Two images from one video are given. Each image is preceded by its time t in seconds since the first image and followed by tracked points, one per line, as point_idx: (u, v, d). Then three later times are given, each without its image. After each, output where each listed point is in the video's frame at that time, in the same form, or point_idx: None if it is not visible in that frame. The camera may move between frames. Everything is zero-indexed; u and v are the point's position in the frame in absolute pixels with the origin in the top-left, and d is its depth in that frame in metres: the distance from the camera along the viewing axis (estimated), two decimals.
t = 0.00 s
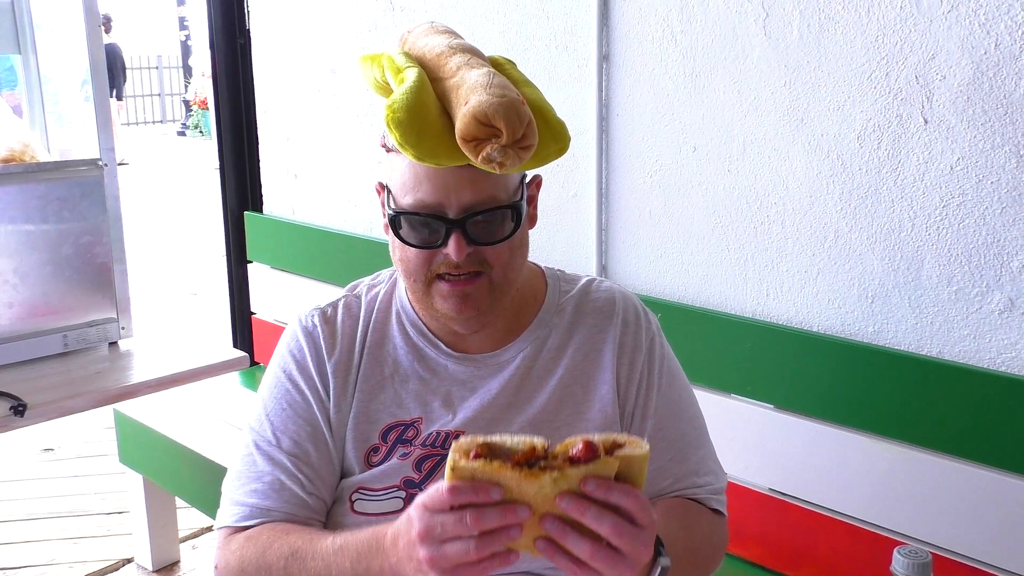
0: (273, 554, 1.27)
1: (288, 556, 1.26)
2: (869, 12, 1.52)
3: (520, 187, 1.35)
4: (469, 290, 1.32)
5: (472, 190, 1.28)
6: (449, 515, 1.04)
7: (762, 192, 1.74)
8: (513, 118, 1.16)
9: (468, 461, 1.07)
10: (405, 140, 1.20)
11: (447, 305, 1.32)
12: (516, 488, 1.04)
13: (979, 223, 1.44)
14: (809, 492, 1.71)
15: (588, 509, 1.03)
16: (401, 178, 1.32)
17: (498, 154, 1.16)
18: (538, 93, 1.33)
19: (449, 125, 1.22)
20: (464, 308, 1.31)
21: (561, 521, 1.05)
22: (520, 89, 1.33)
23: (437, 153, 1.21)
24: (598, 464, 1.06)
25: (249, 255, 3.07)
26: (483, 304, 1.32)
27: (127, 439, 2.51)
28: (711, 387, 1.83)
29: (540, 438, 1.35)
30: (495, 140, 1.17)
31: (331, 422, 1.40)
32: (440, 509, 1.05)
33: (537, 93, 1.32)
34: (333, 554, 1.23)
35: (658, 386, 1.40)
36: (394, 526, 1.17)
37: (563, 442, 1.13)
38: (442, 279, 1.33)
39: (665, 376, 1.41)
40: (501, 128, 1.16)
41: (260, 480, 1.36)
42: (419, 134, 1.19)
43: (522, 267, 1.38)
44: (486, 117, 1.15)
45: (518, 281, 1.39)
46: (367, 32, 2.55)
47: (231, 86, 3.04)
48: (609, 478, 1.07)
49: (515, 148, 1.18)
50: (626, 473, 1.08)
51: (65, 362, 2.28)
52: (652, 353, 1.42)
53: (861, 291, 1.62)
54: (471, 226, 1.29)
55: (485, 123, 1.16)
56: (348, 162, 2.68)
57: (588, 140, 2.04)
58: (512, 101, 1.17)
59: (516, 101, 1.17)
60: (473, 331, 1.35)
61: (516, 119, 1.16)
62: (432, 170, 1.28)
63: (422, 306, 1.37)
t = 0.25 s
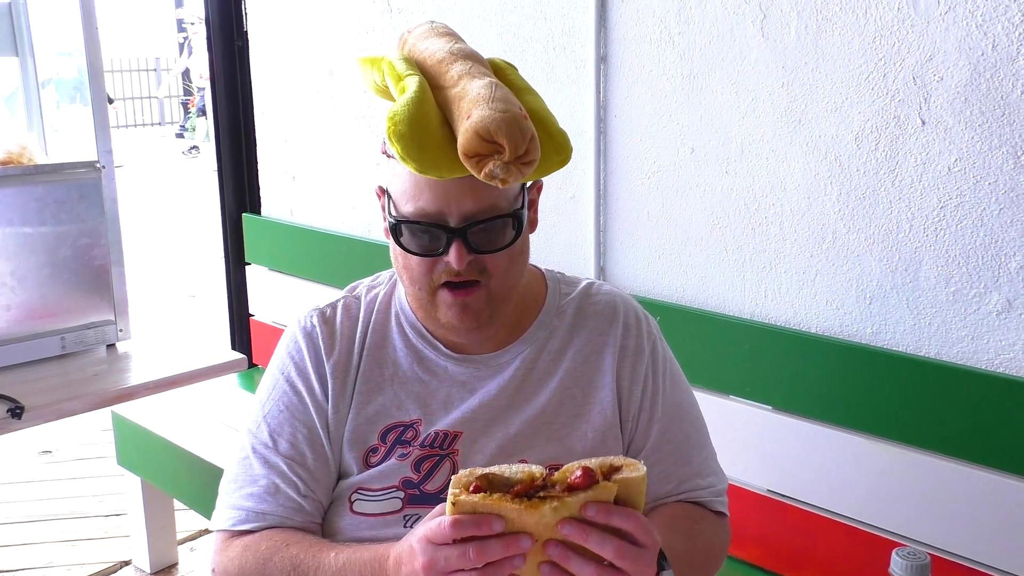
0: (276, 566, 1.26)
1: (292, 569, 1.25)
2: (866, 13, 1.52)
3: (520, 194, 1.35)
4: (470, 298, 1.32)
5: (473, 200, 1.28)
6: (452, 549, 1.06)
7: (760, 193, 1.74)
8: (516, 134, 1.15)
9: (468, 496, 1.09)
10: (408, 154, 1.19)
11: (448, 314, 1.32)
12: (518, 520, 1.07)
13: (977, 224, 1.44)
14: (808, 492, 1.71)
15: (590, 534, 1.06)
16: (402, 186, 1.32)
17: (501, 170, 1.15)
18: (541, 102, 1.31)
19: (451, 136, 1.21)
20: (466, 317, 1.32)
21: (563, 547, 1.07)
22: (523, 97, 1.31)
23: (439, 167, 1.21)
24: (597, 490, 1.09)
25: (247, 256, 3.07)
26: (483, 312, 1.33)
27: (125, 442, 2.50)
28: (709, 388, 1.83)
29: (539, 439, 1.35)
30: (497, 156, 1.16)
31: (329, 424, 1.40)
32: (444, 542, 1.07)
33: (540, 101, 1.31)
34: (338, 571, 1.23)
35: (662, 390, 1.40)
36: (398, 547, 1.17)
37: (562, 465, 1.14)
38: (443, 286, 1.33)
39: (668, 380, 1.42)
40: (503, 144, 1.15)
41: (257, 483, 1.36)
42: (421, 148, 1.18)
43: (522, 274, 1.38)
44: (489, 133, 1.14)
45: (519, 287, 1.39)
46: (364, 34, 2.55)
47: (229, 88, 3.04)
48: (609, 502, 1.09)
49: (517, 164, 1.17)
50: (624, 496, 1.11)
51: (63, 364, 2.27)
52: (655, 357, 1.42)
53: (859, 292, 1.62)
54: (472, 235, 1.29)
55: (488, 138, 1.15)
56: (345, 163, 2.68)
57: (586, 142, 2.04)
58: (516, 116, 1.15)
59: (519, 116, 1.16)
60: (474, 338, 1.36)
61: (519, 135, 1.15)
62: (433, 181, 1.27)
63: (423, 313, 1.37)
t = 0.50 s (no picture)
0: (278, 552, 1.27)
1: (294, 555, 1.26)
2: (866, 15, 1.52)
3: (519, 192, 1.34)
4: (465, 294, 1.31)
5: (468, 193, 1.28)
6: (445, 506, 1.06)
7: (760, 196, 1.74)
8: (504, 119, 1.15)
9: (460, 457, 1.10)
10: (398, 139, 1.19)
11: (443, 308, 1.31)
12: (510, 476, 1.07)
13: (976, 227, 1.44)
14: (807, 495, 1.71)
15: (583, 486, 1.05)
16: (398, 180, 1.32)
17: (487, 153, 1.15)
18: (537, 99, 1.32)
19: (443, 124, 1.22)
20: (460, 312, 1.31)
21: (558, 501, 1.07)
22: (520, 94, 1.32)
23: (429, 154, 1.21)
24: (587, 445, 1.09)
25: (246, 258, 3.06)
26: (479, 308, 1.32)
27: (123, 443, 2.50)
28: (709, 390, 1.83)
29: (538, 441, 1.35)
30: (484, 139, 1.16)
31: (329, 423, 1.39)
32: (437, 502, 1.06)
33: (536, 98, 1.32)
34: (339, 553, 1.23)
35: (664, 394, 1.40)
36: (394, 523, 1.19)
37: (553, 427, 1.16)
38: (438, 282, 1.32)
39: (669, 383, 1.42)
40: (490, 127, 1.16)
41: (257, 481, 1.36)
42: (411, 133, 1.19)
43: (520, 272, 1.37)
44: (477, 117, 1.15)
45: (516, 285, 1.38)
46: (363, 35, 2.55)
47: (228, 89, 3.04)
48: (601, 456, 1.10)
49: (505, 149, 1.17)
50: (615, 451, 1.12)
51: (60, 366, 2.28)
52: (656, 360, 1.42)
53: (858, 295, 1.62)
54: (467, 229, 1.29)
55: (475, 123, 1.16)
56: (344, 165, 2.67)
57: (585, 143, 2.03)
58: (504, 101, 1.16)
59: (508, 102, 1.16)
60: (471, 334, 1.35)
61: (506, 119, 1.15)
62: (426, 172, 1.28)
63: (420, 308, 1.36)
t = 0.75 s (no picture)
0: (279, 549, 1.26)
1: (294, 552, 1.25)
2: (868, 16, 1.52)
3: (519, 189, 1.34)
4: (463, 289, 1.31)
5: (465, 187, 1.28)
6: (442, 501, 1.06)
7: (761, 197, 1.73)
8: (499, 108, 1.15)
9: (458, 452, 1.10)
10: (394, 130, 1.19)
11: (441, 304, 1.31)
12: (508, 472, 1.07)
13: (977, 230, 1.44)
14: (807, 498, 1.71)
15: (582, 485, 1.05)
16: (397, 177, 1.32)
17: (481, 142, 1.15)
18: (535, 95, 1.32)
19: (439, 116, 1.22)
20: (458, 307, 1.30)
21: (556, 498, 1.07)
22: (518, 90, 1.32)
23: (426, 145, 1.21)
24: (586, 443, 1.09)
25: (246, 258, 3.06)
26: (477, 304, 1.31)
27: (122, 443, 2.49)
28: (710, 391, 1.83)
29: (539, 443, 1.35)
30: (479, 128, 1.16)
31: (329, 422, 1.39)
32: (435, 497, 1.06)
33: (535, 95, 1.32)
34: (340, 548, 1.23)
35: (664, 397, 1.40)
36: (395, 518, 1.18)
37: (553, 423, 1.16)
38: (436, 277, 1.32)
39: (670, 385, 1.41)
40: (485, 116, 1.16)
41: (258, 480, 1.35)
42: (407, 123, 1.19)
43: (519, 269, 1.36)
44: (471, 105, 1.15)
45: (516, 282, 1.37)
46: (363, 36, 2.55)
47: (229, 89, 3.04)
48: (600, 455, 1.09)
49: (500, 139, 1.17)
50: (615, 448, 1.11)
51: (59, 366, 2.28)
52: (657, 362, 1.42)
53: (859, 297, 1.62)
54: (465, 225, 1.28)
55: (470, 112, 1.16)
56: (344, 165, 2.67)
57: (586, 144, 2.03)
58: (499, 91, 1.16)
59: (503, 92, 1.16)
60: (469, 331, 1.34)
61: (501, 109, 1.15)
62: (424, 166, 1.28)
63: (418, 306, 1.36)
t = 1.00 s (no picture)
0: (277, 553, 1.26)
1: (292, 557, 1.25)
2: (867, 19, 1.51)
3: (517, 191, 1.34)
4: (462, 292, 1.30)
5: (463, 190, 1.28)
6: (442, 513, 1.05)
7: (760, 200, 1.73)
8: (499, 113, 1.15)
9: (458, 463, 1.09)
10: (393, 135, 1.19)
11: (440, 308, 1.31)
12: (508, 482, 1.06)
13: (977, 233, 1.43)
14: (806, 502, 1.70)
15: (583, 492, 1.05)
16: (395, 180, 1.32)
17: (481, 145, 1.14)
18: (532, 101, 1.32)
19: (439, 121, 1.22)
20: (457, 310, 1.30)
21: (558, 507, 1.06)
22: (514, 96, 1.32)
23: (425, 149, 1.20)
24: (586, 449, 1.09)
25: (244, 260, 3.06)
26: (476, 306, 1.31)
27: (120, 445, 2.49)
28: (708, 395, 1.82)
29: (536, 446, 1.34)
30: (479, 132, 1.16)
31: (325, 425, 1.38)
32: (435, 509, 1.06)
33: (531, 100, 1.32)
34: (339, 555, 1.22)
35: (662, 400, 1.39)
36: (395, 526, 1.18)
37: (552, 432, 1.16)
38: (435, 281, 1.31)
39: (668, 389, 1.41)
40: (485, 121, 1.15)
41: (254, 484, 1.35)
42: (407, 128, 1.19)
43: (517, 272, 1.36)
44: (471, 109, 1.15)
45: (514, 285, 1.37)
46: (362, 37, 2.55)
47: (227, 91, 3.03)
48: (601, 461, 1.10)
49: (500, 143, 1.17)
50: (615, 454, 1.11)
51: (56, 368, 2.27)
52: (655, 366, 1.41)
53: (858, 301, 1.61)
54: (463, 228, 1.28)
55: (470, 116, 1.16)
56: (343, 167, 2.67)
57: (584, 147, 2.03)
58: (499, 95, 1.16)
59: (503, 96, 1.16)
60: (467, 334, 1.34)
61: (501, 113, 1.15)
62: (422, 169, 1.28)
63: (417, 309, 1.35)
